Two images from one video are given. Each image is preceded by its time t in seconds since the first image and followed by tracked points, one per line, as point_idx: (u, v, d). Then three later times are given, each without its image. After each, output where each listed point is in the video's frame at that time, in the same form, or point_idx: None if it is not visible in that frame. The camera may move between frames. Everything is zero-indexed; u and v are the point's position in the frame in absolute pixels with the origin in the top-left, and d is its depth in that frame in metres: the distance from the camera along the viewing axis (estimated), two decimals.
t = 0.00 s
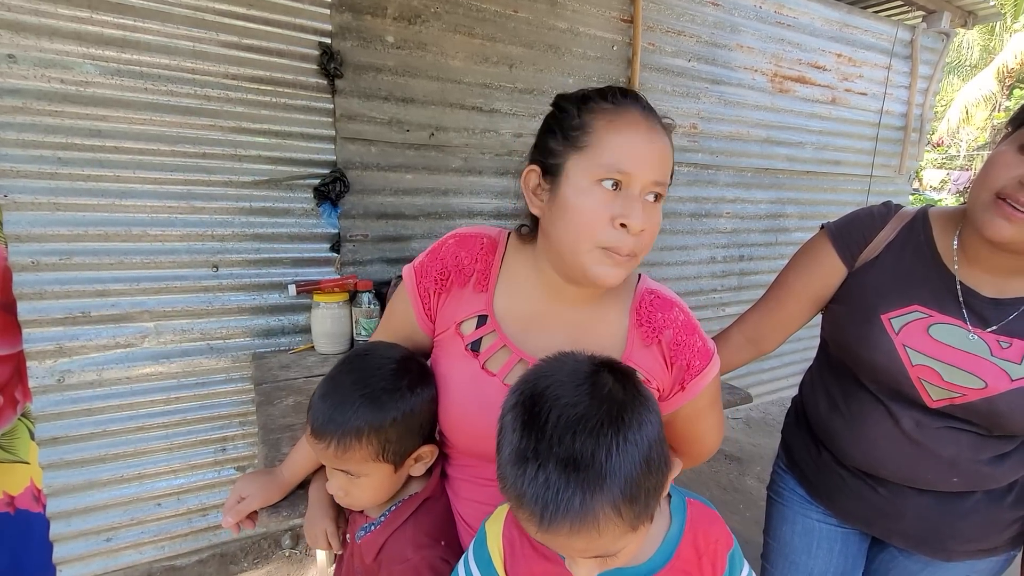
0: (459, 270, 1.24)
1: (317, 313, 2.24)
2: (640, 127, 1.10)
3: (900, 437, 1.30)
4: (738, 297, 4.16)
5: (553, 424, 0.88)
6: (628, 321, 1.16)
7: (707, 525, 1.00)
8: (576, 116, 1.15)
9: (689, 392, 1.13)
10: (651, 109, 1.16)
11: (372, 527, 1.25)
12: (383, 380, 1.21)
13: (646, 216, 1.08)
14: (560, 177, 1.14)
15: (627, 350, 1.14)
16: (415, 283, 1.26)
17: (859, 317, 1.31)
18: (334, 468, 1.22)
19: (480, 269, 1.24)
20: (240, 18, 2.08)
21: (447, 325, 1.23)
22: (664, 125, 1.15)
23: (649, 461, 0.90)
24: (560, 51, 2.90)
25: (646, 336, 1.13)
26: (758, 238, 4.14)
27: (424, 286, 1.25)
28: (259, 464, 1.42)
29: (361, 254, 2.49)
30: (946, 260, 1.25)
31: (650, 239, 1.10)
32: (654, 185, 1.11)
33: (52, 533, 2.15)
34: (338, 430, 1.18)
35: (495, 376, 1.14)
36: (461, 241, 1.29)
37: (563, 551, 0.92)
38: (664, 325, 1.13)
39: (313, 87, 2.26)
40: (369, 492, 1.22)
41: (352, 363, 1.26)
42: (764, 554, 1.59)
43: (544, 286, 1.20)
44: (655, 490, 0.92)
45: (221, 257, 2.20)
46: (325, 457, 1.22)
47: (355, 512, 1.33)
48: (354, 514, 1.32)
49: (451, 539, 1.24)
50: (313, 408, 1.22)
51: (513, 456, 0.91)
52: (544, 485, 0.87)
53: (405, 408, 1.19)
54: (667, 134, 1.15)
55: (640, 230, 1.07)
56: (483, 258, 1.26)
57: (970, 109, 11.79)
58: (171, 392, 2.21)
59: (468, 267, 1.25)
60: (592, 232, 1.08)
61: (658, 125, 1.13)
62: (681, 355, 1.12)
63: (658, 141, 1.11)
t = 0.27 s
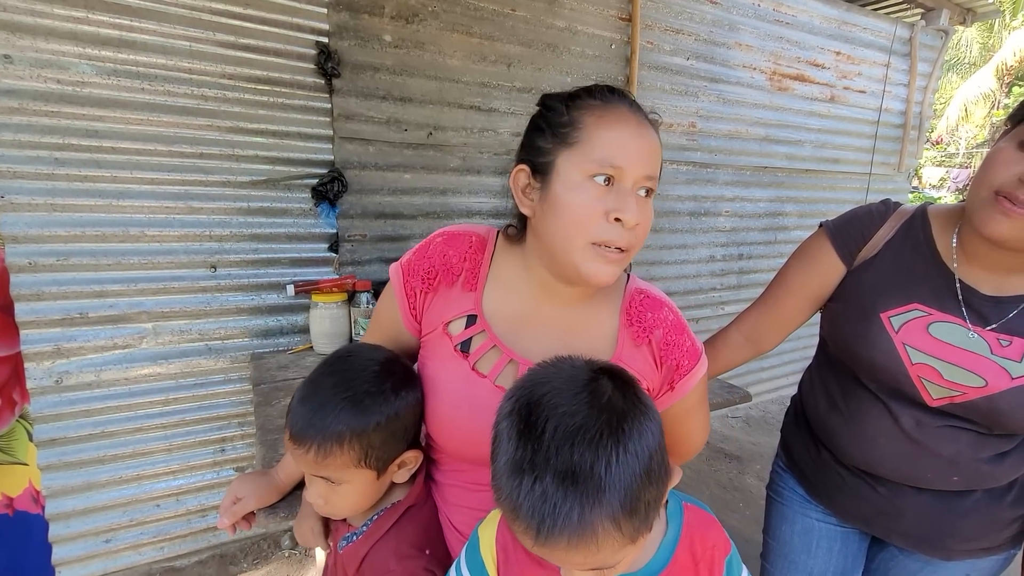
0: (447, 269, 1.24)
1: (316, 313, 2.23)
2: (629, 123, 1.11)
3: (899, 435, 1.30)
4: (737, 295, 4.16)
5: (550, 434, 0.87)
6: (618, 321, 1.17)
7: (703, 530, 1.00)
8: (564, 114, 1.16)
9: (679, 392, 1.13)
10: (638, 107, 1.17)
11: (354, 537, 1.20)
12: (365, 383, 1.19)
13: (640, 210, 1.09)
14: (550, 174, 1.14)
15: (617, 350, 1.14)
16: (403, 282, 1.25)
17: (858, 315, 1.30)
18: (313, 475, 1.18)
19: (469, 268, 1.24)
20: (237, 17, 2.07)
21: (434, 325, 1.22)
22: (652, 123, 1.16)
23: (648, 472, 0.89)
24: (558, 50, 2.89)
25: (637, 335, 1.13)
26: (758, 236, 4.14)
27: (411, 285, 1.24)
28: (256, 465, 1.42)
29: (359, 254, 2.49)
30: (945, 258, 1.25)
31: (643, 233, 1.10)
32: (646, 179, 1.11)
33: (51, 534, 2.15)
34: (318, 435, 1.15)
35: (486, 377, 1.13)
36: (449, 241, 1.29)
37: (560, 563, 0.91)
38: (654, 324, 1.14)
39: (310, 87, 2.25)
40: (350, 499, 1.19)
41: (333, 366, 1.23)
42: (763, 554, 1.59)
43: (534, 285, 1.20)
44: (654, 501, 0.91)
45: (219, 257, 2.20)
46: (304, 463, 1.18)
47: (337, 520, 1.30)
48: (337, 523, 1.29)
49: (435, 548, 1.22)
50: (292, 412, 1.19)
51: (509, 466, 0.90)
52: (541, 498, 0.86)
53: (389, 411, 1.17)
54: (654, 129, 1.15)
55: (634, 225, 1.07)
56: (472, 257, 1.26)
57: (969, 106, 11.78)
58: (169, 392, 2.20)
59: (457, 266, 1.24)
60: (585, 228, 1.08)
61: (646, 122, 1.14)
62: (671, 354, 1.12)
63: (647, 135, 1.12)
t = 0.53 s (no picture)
0: (439, 267, 1.23)
1: (315, 313, 2.22)
2: (613, 126, 1.09)
3: (901, 435, 1.29)
4: (737, 294, 4.15)
5: (556, 447, 0.85)
6: (611, 321, 1.16)
7: (700, 530, 0.99)
8: (547, 118, 1.14)
9: (672, 390, 1.13)
10: (621, 107, 1.15)
11: (350, 540, 1.19)
12: (363, 379, 1.18)
13: (627, 216, 1.08)
14: (536, 182, 1.12)
15: (610, 350, 1.14)
16: (396, 280, 1.25)
17: (858, 314, 1.30)
18: (310, 472, 1.17)
19: (461, 265, 1.24)
20: (234, 15, 2.06)
21: (426, 323, 1.21)
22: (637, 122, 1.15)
23: (655, 480, 0.88)
24: (557, 48, 2.88)
25: (630, 335, 1.13)
26: (757, 234, 4.13)
27: (404, 283, 1.24)
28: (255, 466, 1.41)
29: (358, 253, 2.48)
30: (947, 256, 1.24)
31: (631, 238, 1.10)
32: (632, 183, 1.10)
33: (49, 535, 2.14)
34: (315, 430, 1.14)
35: (479, 376, 1.12)
36: (442, 238, 1.28)
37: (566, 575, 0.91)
38: (647, 324, 1.14)
39: (308, 85, 2.24)
40: (346, 500, 1.17)
41: (331, 362, 1.23)
42: (764, 553, 1.59)
43: (525, 287, 1.19)
44: (660, 509, 0.91)
45: (217, 256, 2.19)
46: (300, 460, 1.17)
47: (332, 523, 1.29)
48: (331, 525, 1.28)
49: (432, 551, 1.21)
50: (289, 409, 1.18)
51: (513, 479, 0.88)
52: (548, 512, 0.85)
53: (387, 409, 1.15)
54: (638, 130, 1.14)
55: (621, 231, 1.07)
56: (465, 255, 1.25)
57: (968, 104, 11.77)
58: (167, 392, 2.20)
59: (449, 264, 1.24)
60: (573, 236, 1.07)
61: (630, 123, 1.12)
62: (664, 353, 1.12)
63: (631, 138, 1.10)
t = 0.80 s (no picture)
0: (446, 268, 1.24)
1: (318, 312, 2.22)
2: (612, 126, 1.10)
3: (907, 437, 1.30)
4: (739, 295, 4.15)
5: (574, 444, 0.85)
6: (616, 320, 1.17)
7: (706, 525, 0.99)
8: (547, 120, 1.15)
9: (677, 390, 1.14)
10: (620, 106, 1.15)
11: (360, 535, 1.20)
12: (372, 377, 1.18)
13: (628, 213, 1.08)
14: (537, 182, 1.13)
15: (615, 350, 1.14)
16: (403, 281, 1.25)
17: (865, 316, 1.30)
18: (319, 468, 1.17)
19: (468, 266, 1.24)
20: (238, 15, 2.06)
21: (434, 324, 1.22)
22: (637, 122, 1.15)
23: (670, 475, 0.89)
24: (560, 48, 2.88)
25: (635, 335, 1.14)
26: (759, 235, 4.13)
27: (411, 283, 1.24)
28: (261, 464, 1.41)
29: (362, 252, 2.48)
30: (954, 258, 1.24)
31: (633, 235, 1.10)
32: (632, 181, 1.10)
33: (53, 533, 2.14)
34: (324, 427, 1.14)
35: (487, 378, 1.13)
36: (450, 239, 1.28)
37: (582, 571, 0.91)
38: (652, 324, 1.14)
39: (313, 85, 2.25)
40: (355, 495, 1.18)
41: (341, 360, 1.23)
42: (768, 554, 1.59)
43: (530, 286, 1.19)
44: (675, 504, 0.91)
45: (221, 255, 2.19)
46: (309, 457, 1.17)
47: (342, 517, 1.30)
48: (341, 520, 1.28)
49: (440, 549, 1.21)
50: (300, 406, 1.19)
51: (530, 478, 0.88)
52: (567, 510, 0.85)
53: (396, 407, 1.15)
54: (637, 128, 1.13)
55: (622, 228, 1.07)
56: (472, 256, 1.25)
57: (969, 106, 11.76)
58: (171, 391, 2.20)
59: (457, 265, 1.24)
60: (574, 235, 1.07)
61: (629, 122, 1.12)
62: (669, 353, 1.13)
63: (629, 136, 1.10)
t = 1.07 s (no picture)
0: (458, 266, 1.24)
1: (324, 310, 2.23)
2: (605, 128, 1.09)
3: (913, 444, 1.30)
4: (742, 299, 4.16)
5: (590, 434, 0.86)
6: (623, 320, 1.17)
7: (713, 522, 0.99)
8: (541, 126, 1.15)
9: (685, 391, 1.13)
10: (615, 106, 1.14)
11: (370, 530, 1.20)
12: (381, 371, 1.19)
13: (625, 214, 1.07)
14: (534, 189, 1.13)
15: (623, 349, 1.15)
16: (414, 278, 1.25)
17: (874, 323, 1.30)
18: (328, 461, 1.18)
19: (480, 264, 1.24)
20: (250, 12, 2.06)
21: (445, 322, 1.22)
22: (633, 120, 1.13)
23: (684, 466, 0.90)
24: (569, 50, 2.89)
25: (642, 335, 1.14)
26: (763, 240, 4.14)
27: (422, 280, 1.24)
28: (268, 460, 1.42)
29: (368, 250, 2.48)
30: (964, 267, 1.24)
31: (633, 235, 1.09)
32: (629, 181, 1.09)
33: (56, 525, 2.15)
34: (333, 420, 1.15)
35: (496, 376, 1.13)
36: (462, 237, 1.28)
37: (597, 563, 0.90)
38: (660, 324, 1.14)
39: (322, 83, 2.25)
40: (365, 488, 1.18)
41: (350, 355, 1.24)
42: (771, 558, 1.60)
43: (537, 287, 1.19)
44: (688, 496, 0.92)
45: (228, 251, 2.20)
46: (319, 449, 1.18)
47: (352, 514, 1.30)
48: (352, 516, 1.29)
49: (449, 543, 1.21)
50: (310, 399, 1.20)
51: (546, 468, 0.88)
52: (584, 498, 0.85)
53: (404, 401, 1.16)
54: (632, 127, 1.12)
55: (620, 230, 1.06)
56: (483, 254, 1.26)
57: (973, 114, 11.77)
58: (176, 386, 2.20)
59: (468, 263, 1.24)
60: (572, 239, 1.07)
61: (623, 122, 1.11)
62: (677, 353, 1.12)
63: (623, 137, 1.09)
